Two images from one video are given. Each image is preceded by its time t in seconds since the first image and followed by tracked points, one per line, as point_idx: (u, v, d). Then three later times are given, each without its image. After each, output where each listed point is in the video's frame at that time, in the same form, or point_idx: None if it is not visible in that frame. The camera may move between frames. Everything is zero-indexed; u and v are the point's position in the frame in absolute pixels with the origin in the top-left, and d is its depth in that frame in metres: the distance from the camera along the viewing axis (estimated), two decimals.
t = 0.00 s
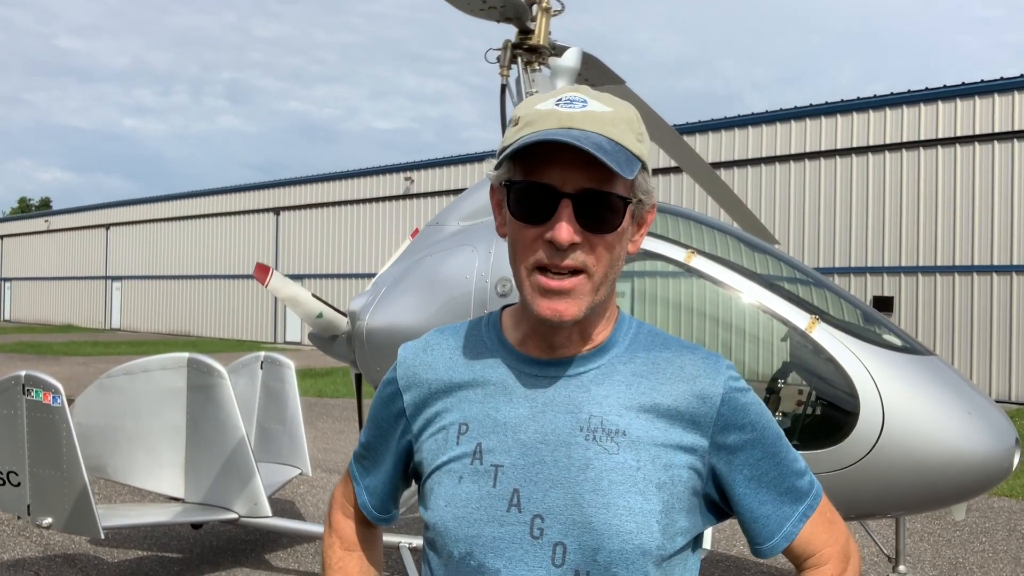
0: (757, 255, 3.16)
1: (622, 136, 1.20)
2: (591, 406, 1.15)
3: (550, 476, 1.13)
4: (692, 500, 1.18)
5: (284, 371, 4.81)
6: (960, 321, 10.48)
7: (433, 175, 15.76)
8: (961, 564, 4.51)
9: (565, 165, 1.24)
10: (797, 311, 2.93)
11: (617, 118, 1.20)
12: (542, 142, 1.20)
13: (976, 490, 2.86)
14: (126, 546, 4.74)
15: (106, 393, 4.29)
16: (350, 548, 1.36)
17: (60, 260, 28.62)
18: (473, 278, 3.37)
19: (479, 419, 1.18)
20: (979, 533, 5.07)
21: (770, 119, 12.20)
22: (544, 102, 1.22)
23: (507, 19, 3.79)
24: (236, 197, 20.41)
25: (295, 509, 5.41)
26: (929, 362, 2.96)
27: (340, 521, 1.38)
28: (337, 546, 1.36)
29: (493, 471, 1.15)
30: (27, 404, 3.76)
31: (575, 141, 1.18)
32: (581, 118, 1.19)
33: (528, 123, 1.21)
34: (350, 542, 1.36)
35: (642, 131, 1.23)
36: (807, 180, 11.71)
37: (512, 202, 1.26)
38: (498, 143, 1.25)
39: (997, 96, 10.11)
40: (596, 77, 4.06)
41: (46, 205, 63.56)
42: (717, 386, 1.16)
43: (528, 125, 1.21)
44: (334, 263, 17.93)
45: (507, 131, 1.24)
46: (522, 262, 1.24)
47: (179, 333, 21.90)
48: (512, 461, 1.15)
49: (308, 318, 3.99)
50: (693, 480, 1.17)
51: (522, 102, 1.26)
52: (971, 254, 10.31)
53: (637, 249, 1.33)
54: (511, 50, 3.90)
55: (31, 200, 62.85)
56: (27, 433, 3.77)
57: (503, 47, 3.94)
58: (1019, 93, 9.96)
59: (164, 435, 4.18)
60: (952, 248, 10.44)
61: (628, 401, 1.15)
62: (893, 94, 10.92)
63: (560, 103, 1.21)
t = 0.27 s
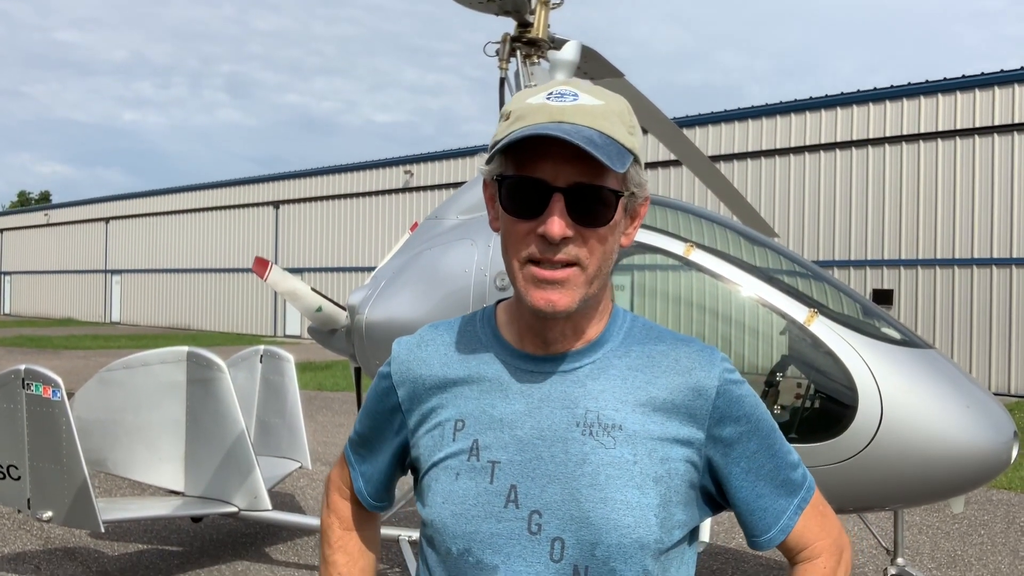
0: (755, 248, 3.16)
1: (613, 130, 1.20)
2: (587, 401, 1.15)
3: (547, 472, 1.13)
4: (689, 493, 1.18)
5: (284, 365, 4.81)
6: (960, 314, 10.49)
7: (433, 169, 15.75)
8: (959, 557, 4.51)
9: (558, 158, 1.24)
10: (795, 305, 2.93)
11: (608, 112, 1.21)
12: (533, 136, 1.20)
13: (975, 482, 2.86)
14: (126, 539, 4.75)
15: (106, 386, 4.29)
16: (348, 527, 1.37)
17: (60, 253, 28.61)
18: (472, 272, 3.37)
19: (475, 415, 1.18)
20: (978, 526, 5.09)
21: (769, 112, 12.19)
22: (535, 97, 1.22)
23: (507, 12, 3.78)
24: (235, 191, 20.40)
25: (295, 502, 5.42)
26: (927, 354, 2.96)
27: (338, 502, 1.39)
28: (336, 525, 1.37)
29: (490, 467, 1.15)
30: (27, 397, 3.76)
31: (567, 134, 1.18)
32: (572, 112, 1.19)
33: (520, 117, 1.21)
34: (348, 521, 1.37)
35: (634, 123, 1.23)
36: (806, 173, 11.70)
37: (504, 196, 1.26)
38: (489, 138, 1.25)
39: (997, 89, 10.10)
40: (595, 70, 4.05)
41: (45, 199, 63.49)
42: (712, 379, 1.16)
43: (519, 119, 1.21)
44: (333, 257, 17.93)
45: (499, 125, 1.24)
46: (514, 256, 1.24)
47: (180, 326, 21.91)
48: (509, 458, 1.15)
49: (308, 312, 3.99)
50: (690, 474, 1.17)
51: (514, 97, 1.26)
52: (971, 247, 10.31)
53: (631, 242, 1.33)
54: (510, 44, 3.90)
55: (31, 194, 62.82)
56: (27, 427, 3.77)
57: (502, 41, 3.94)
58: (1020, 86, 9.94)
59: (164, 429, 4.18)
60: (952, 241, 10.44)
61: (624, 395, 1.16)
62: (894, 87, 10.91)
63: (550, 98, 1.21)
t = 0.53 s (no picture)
0: (758, 244, 3.16)
1: (615, 128, 1.20)
2: (588, 400, 1.15)
3: (548, 471, 1.13)
4: (690, 493, 1.18)
5: (287, 361, 4.81)
6: (963, 309, 10.49)
7: (436, 164, 15.74)
8: (962, 552, 4.51)
9: (559, 157, 1.24)
10: (798, 301, 2.92)
11: (611, 111, 1.20)
12: (535, 134, 1.19)
13: (977, 480, 2.85)
14: (129, 534, 4.76)
15: (110, 382, 4.29)
16: (347, 540, 1.37)
17: (63, 248, 28.65)
18: (475, 268, 3.37)
19: (476, 415, 1.18)
20: (981, 521, 5.08)
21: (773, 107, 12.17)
22: (537, 95, 1.22)
23: (508, 7, 3.78)
24: (239, 186, 20.41)
25: (298, 497, 5.43)
26: (930, 351, 2.96)
27: (336, 514, 1.39)
28: (335, 539, 1.37)
29: (490, 466, 1.15)
30: (31, 393, 3.77)
31: (570, 133, 1.18)
32: (574, 110, 1.19)
33: (521, 116, 1.21)
34: (347, 535, 1.37)
35: (637, 122, 1.23)
36: (810, 168, 11.68)
37: (506, 195, 1.25)
38: (491, 136, 1.25)
39: (1001, 83, 10.06)
40: (598, 66, 4.04)
41: (49, 194, 63.55)
42: (714, 378, 1.16)
43: (521, 117, 1.21)
44: (337, 252, 17.94)
45: (502, 123, 1.24)
46: (515, 256, 1.23)
47: (183, 321, 21.95)
48: (509, 457, 1.15)
49: (311, 308, 4.00)
50: (691, 473, 1.17)
51: (516, 94, 1.26)
52: (975, 242, 10.29)
53: (633, 241, 1.33)
54: (512, 39, 3.89)
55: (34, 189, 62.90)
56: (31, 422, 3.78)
57: (504, 36, 3.93)
58: None
59: (167, 424, 4.19)
60: (956, 236, 10.42)
61: (624, 394, 1.16)
62: (897, 81, 10.88)
63: (552, 96, 1.21)
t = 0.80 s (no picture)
0: (765, 241, 3.15)
1: (623, 125, 1.19)
2: (594, 398, 1.15)
3: (553, 469, 1.13)
4: (696, 491, 1.17)
5: (292, 357, 4.82)
6: (970, 307, 10.46)
7: (442, 161, 15.74)
8: (968, 551, 4.49)
9: (566, 154, 1.23)
10: (804, 298, 2.91)
11: (618, 107, 1.20)
12: (542, 131, 1.19)
13: (982, 479, 2.84)
14: (135, 531, 4.77)
15: (115, 379, 4.30)
16: (351, 539, 1.37)
17: (71, 246, 28.75)
18: (480, 266, 3.36)
19: (481, 412, 1.17)
20: (988, 520, 5.06)
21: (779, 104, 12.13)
22: (545, 91, 1.21)
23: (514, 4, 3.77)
24: (245, 184, 20.44)
25: (304, 494, 5.43)
26: (937, 348, 2.95)
27: (340, 512, 1.38)
28: (339, 538, 1.37)
29: (495, 464, 1.15)
30: (36, 390, 3.77)
31: (578, 129, 1.17)
32: (581, 107, 1.18)
33: (527, 112, 1.20)
34: (351, 534, 1.37)
35: (644, 118, 1.22)
36: (816, 165, 11.63)
37: (513, 191, 1.25)
38: (498, 132, 1.24)
39: (1009, 80, 10.01)
40: (604, 63, 4.02)
41: (56, 191, 63.77)
42: (720, 376, 1.15)
43: (529, 112, 1.20)
44: (342, 250, 17.96)
45: (508, 119, 1.23)
46: (521, 253, 1.23)
47: (190, 318, 22.01)
48: (514, 455, 1.14)
49: (316, 305, 4.00)
50: (696, 472, 1.17)
51: (522, 90, 1.25)
52: (982, 240, 10.25)
53: (638, 239, 1.32)
54: (518, 36, 3.88)
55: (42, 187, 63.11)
56: (37, 419, 3.78)
57: (509, 33, 3.92)
58: None
59: (173, 421, 4.20)
60: (963, 234, 10.38)
61: (630, 393, 1.15)
62: (904, 78, 10.84)
63: (560, 92, 1.20)
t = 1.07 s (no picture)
0: (771, 241, 3.14)
1: (629, 125, 1.18)
2: (600, 400, 1.14)
3: (559, 471, 1.12)
4: (703, 493, 1.17)
5: (297, 357, 4.81)
6: (977, 308, 10.42)
7: (447, 161, 15.74)
8: (975, 552, 4.47)
9: (571, 154, 1.22)
10: (810, 298, 2.90)
11: (624, 106, 1.19)
12: (547, 131, 1.18)
13: (988, 480, 2.82)
14: (141, 530, 4.77)
15: (121, 378, 4.30)
16: (355, 540, 1.36)
17: (77, 246, 28.84)
18: (485, 265, 3.35)
19: (486, 413, 1.17)
20: (994, 521, 5.03)
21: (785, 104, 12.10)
22: (549, 90, 1.20)
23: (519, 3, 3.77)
24: (250, 184, 20.46)
25: (309, 494, 5.43)
26: (944, 349, 2.93)
27: (344, 513, 1.38)
28: (343, 539, 1.36)
29: (500, 466, 1.14)
30: (42, 389, 3.77)
31: (583, 130, 1.16)
32: (587, 106, 1.17)
33: (532, 112, 1.19)
34: (356, 534, 1.36)
35: (651, 118, 1.21)
36: (822, 165, 11.60)
37: (517, 191, 1.24)
38: (502, 131, 1.23)
39: (1016, 79, 9.97)
40: (609, 62, 4.02)
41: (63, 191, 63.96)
42: (727, 378, 1.14)
43: (533, 112, 1.19)
44: (347, 249, 17.97)
45: (513, 118, 1.23)
46: (526, 254, 1.22)
47: (196, 318, 22.05)
48: (519, 456, 1.14)
49: (321, 305, 3.99)
50: (703, 474, 1.16)
51: (528, 88, 1.24)
52: (989, 240, 10.21)
53: (644, 239, 1.31)
54: (522, 35, 3.88)
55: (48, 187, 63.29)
56: (43, 418, 3.79)
57: (515, 33, 3.91)
58: None
59: (178, 420, 4.20)
60: (970, 233, 10.34)
61: (636, 394, 1.14)
62: (911, 77, 10.80)
63: (565, 91, 1.19)
